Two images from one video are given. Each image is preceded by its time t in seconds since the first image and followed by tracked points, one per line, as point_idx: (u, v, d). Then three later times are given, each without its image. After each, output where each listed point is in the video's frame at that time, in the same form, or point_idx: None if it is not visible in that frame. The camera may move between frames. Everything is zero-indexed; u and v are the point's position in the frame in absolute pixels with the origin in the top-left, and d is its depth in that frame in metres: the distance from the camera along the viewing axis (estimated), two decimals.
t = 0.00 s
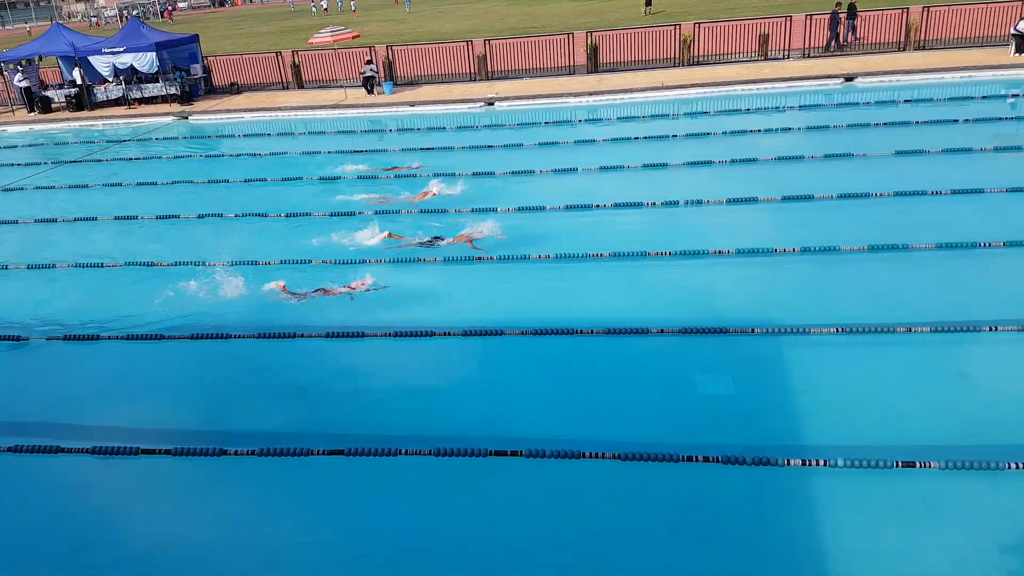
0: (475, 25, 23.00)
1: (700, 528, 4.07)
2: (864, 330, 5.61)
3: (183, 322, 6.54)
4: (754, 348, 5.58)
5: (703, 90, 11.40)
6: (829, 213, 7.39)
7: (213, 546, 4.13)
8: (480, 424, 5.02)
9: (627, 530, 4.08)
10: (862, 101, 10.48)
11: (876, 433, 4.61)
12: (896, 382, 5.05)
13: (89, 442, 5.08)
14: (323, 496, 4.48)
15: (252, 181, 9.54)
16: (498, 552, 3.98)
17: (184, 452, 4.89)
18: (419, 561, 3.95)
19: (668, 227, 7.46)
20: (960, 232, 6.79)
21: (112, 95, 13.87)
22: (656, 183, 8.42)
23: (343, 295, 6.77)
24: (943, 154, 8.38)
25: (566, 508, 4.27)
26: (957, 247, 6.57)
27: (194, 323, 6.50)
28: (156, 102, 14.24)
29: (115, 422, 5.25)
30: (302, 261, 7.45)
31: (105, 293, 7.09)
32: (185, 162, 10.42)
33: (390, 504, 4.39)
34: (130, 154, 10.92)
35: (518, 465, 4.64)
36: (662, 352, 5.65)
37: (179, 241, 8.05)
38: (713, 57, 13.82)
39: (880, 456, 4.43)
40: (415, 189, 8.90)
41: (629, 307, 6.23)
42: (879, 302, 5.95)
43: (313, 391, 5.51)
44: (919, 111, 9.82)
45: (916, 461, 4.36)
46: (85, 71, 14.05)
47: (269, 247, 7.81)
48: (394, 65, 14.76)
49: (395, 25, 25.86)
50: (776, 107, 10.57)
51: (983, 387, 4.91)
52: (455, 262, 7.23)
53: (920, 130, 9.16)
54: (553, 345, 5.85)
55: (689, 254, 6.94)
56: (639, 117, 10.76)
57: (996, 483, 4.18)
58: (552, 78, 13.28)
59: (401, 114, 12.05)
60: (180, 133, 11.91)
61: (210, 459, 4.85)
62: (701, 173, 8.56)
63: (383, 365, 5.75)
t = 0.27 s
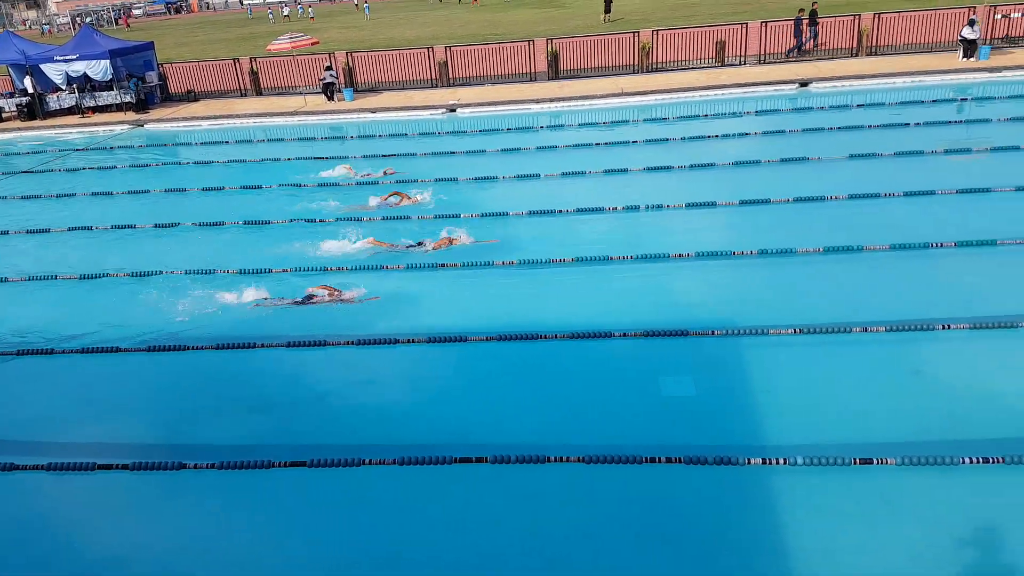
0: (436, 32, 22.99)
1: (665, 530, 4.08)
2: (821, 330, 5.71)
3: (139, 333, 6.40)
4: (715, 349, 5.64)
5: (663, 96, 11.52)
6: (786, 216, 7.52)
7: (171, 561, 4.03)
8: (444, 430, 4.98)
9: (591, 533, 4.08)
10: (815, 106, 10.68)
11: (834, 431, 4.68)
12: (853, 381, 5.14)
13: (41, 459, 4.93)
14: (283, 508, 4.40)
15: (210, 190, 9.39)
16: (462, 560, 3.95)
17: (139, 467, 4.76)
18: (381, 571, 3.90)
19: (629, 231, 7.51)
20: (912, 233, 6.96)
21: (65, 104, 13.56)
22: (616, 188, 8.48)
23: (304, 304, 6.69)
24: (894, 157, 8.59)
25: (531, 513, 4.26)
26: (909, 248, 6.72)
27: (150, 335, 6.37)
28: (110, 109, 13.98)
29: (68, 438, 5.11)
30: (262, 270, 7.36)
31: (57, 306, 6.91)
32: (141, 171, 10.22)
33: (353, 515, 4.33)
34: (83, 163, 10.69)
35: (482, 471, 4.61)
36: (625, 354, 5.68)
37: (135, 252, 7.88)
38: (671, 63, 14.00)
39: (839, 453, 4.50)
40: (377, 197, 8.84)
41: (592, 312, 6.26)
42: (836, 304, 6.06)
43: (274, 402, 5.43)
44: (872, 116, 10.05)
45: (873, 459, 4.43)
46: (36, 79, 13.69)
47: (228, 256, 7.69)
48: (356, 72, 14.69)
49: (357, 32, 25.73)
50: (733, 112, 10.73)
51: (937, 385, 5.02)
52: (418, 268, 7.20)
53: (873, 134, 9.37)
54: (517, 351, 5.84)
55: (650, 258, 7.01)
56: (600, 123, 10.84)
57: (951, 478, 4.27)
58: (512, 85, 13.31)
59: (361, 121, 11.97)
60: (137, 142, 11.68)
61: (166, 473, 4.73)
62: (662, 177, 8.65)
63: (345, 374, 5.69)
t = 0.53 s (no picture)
0: (428, 35, 23.00)
1: (636, 535, 4.01)
2: (802, 338, 5.64)
3: (117, 333, 6.37)
4: (695, 355, 5.58)
5: (648, 101, 11.45)
6: (765, 222, 7.45)
7: (138, 559, 3.98)
8: (416, 433, 4.93)
9: (562, 537, 4.01)
10: (800, 112, 10.61)
11: (812, 440, 4.60)
12: (832, 390, 5.07)
13: (14, 456, 4.89)
14: (253, 508, 4.35)
15: (195, 191, 9.38)
16: (429, 562, 3.88)
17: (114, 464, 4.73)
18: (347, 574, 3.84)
19: (608, 236, 7.45)
20: (894, 241, 6.89)
21: (52, 104, 13.62)
22: (595, 193, 8.43)
23: (282, 305, 6.65)
24: (875, 164, 8.52)
25: (501, 517, 4.20)
26: (890, 255, 6.66)
27: (129, 335, 6.33)
28: (99, 110, 14.03)
29: (43, 436, 5.07)
30: (241, 270, 7.34)
31: (37, 305, 6.87)
32: (129, 172, 10.21)
33: (322, 516, 4.27)
34: (72, 163, 10.69)
35: (454, 474, 4.55)
36: (604, 359, 5.63)
37: (116, 252, 7.85)
38: (654, 67, 13.90)
39: (814, 462, 4.42)
40: (359, 199, 8.81)
41: (571, 316, 6.20)
42: (817, 311, 5.99)
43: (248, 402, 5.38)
44: (857, 122, 9.98)
45: (850, 469, 4.35)
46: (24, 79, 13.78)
47: (209, 257, 7.65)
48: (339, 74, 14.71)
49: (354, 35, 25.76)
50: (719, 117, 10.66)
51: (917, 394, 4.94)
52: (397, 270, 7.16)
53: (857, 140, 9.30)
54: (494, 355, 5.79)
55: (630, 263, 6.96)
56: (584, 127, 10.79)
57: (928, 489, 4.19)
58: (495, 89, 13.26)
59: (347, 123, 11.98)
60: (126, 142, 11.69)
61: (139, 471, 4.69)
62: (643, 182, 8.59)
63: (321, 375, 5.64)
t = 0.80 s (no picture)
0: (438, 33, 22.99)
1: (613, 541, 4.00)
2: (791, 351, 5.64)
3: (108, 319, 6.37)
4: (682, 364, 5.58)
5: (651, 108, 11.43)
6: (763, 234, 7.43)
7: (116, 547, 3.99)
8: (399, 431, 4.92)
9: (537, 542, 4.01)
10: (804, 124, 10.59)
11: (793, 453, 4.59)
12: (818, 404, 5.06)
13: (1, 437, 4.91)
14: (232, 501, 4.36)
15: (194, 180, 9.38)
16: (403, 561, 3.88)
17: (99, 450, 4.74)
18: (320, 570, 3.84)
19: (604, 241, 7.44)
20: (891, 258, 6.87)
21: (58, 89, 13.60)
22: (594, 198, 8.41)
23: (274, 298, 6.65)
24: (876, 180, 8.50)
25: (478, 519, 4.20)
26: (885, 272, 6.64)
27: (119, 321, 6.34)
28: (104, 96, 14.06)
29: (30, 418, 5.09)
30: (236, 261, 7.34)
31: (30, 288, 6.89)
32: (130, 159, 10.22)
33: (300, 510, 4.27)
34: (73, 148, 10.71)
35: (435, 473, 4.55)
36: (592, 364, 5.62)
37: (112, 239, 7.87)
38: (662, 74, 13.89)
39: (794, 476, 4.41)
40: (358, 195, 8.81)
41: (562, 320, 6.19)
42: (808, 324, 5.98)
43: (234, 393, 5.38)
44: (860, 137, 9.95)
45: (829, 484, 4.34)
46: (32, 62, 13.83)
47: (204, 247, 7.66)
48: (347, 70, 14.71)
49: (363, 30, 25.76)
50: (722, 126, 10.64)
51: (902, 411, 4.93)
52: (391, 268, 7.15)
53: (859, 155, 9.28)
54: (482, 356, 5.78)
55: (624, 270, 6.94)
56: (587, 131, 10.77)
57: (907, 506, 4.18)
58: (502, 89, 13.25)
59: (350, 118, 11.97)
60: (129, 129, 11.70)
61: (123, 458, 4.70)
62: (643, 189, 8.58)
63: (308, 369, 5.64)
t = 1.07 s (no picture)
0: (451, 26, 22.93)
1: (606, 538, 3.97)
2: (793, 351, 5.58)
3: (111, 304, 6.39)
4: (683, 362, 5.53)
5: (662, 104, 11.34)
6: (769, 233, 7.36)
7: (110, 530, 4.00)
8: (394, 422, 4.91)
9: (530, 537, 3.98)
10: (815, 124, 10.48)
11: (792, 454, 4.54)
12: (818, 405, 5.00)
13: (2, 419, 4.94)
14: (228, 488, 4.36)
15: (202, 168, 9.39)
16: (394, 553, 3.86)
17: (99, 435, 4.75)
18: (311, 559, 3.83)
19: (609, 237, 7.39)
20: (898, 260, 6.79)
21: (70, 74, 13.66)
22: (600, 193, 8.36)
23: (277, 288, 6.64)
24: (886, 181, 8.39)
25: (472, 512, 4.17)
26: (892, 274, 6.56)
27: (121, 307, 6.35)
28: (116, 82, 14.09)
29: (31, 401, 5.11)
30: (239, 249, 7.34)
31: (34, 272, 6.91)
32: (139, 145, 10.24)
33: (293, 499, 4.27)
34: (83, 133, 10.74)
35: (430, 466, 4.53)
36: (592, 360, 5.58)
37: (118, 224, 7.88)
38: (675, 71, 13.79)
39: (792, 477, 4.36)
40: (364, 186, 8.79)
41: (561, 316, 6.15)
42: (811, 325, 5.92)
43: (232, 381, 5.38)
44: (872, 137, 9.84)
45: (827, 486, 4.29)
46: (44, 47, 13.87)
47: (209, 235, 7.66)
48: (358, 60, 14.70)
49: (377, 22, 25.73)
50: (732, 124, 10.55)
51: (904, 414, 4.87)
52: (394, 259, 7.13)
53: (870, 156, 9.17)
54: (481, 349, 5.76)
55: (628, 266, 6.89)
56: (596, 127, 10.70)
57: (906, 509, 4.12)
58: (513, 83, 13.19)
59: (360, 109, 11.96)
60: (139, 116, 11.73)
61: (122, 444, 4.71)
62: (649, 186, 8.52)
63: (308, 359, 5.64)
